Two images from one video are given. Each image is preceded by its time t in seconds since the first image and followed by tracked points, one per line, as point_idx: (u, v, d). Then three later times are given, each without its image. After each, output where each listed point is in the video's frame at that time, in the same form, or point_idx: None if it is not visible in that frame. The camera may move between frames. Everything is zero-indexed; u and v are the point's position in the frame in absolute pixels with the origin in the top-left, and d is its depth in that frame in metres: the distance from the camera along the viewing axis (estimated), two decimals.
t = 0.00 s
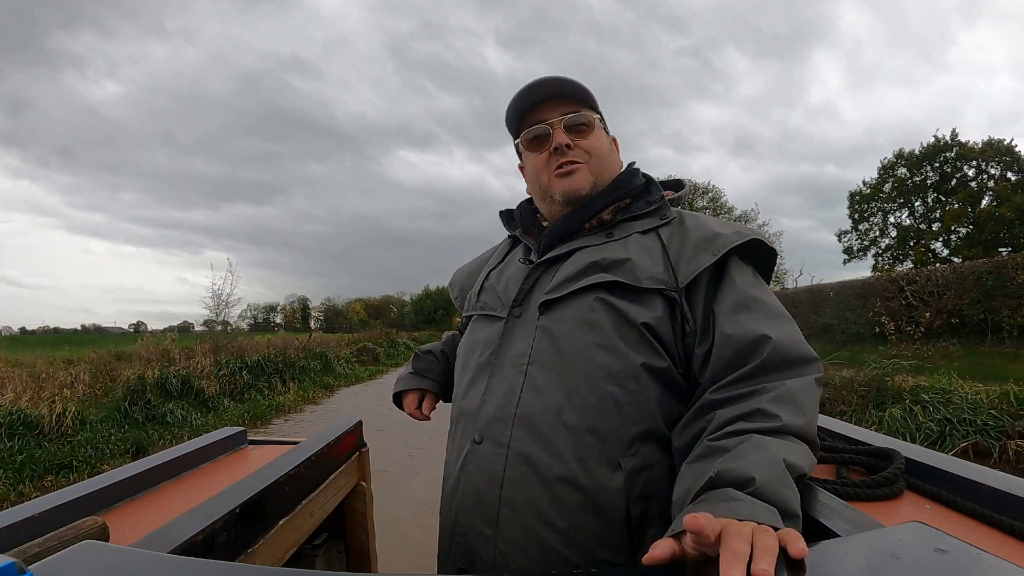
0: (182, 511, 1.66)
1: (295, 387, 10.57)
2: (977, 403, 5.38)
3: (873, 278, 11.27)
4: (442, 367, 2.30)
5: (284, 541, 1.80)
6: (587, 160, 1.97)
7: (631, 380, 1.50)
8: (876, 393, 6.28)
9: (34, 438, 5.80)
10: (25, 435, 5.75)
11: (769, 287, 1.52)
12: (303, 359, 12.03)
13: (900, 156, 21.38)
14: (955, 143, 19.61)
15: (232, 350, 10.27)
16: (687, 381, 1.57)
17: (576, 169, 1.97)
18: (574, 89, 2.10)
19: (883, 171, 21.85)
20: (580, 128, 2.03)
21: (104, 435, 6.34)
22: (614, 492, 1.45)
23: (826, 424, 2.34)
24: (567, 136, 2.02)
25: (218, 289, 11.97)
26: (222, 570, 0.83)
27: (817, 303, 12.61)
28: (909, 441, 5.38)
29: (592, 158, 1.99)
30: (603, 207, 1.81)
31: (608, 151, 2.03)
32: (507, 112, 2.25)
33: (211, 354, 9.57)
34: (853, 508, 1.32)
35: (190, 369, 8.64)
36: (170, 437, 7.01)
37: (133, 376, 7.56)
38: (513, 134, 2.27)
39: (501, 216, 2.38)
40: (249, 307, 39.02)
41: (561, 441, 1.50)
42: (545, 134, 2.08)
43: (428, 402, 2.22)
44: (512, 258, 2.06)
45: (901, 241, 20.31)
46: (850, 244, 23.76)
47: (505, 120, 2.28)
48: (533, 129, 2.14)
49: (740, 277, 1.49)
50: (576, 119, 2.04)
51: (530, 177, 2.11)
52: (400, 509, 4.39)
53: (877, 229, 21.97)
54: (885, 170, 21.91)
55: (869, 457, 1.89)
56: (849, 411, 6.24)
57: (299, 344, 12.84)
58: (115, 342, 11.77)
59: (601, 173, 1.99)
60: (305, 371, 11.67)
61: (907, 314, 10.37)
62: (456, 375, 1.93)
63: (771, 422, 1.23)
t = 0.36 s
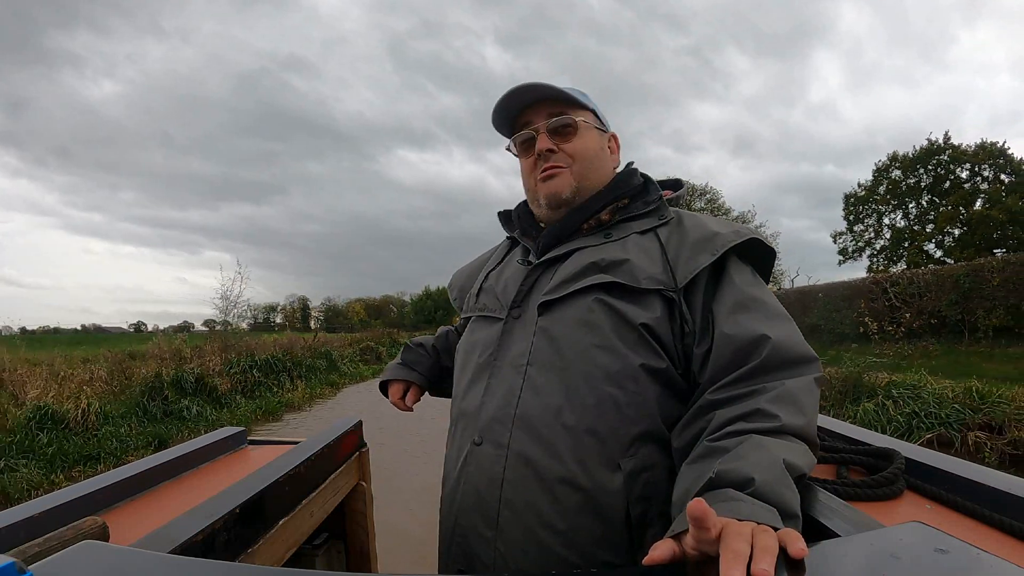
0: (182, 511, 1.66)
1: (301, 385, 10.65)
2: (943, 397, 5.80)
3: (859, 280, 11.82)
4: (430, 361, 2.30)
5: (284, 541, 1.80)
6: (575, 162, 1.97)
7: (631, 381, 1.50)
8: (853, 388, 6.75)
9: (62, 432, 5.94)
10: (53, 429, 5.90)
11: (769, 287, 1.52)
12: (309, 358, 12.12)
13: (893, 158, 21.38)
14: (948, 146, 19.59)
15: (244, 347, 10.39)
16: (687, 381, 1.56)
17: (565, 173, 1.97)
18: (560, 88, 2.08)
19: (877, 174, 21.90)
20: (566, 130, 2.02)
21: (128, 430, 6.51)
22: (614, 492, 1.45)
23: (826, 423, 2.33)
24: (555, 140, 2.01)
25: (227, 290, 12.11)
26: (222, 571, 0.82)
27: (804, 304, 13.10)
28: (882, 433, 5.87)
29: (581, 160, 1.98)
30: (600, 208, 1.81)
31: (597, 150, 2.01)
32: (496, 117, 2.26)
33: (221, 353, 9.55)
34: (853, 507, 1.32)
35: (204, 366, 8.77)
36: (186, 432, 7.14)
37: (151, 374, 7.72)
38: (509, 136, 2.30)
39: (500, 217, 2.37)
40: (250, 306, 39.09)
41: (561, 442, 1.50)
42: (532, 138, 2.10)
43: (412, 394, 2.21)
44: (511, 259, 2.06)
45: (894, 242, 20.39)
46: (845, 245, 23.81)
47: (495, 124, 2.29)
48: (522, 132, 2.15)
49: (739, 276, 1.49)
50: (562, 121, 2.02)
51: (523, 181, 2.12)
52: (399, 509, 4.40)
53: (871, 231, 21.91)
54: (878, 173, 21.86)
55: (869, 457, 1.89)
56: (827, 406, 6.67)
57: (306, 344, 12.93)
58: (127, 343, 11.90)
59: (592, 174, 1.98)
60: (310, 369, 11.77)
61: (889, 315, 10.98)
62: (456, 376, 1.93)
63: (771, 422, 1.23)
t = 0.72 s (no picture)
0: (182, 512, 1.66)
1: (307, 384, 10.73)
2: (915, 393, 6.21)
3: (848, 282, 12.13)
4: (422, 361, 2.30)
5: (284, 542, 1.80)
6: (578, 162, 1.97)
7: (631, 381, 1.50)
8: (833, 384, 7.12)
9: (85, 426, 6.08)
10: (77, 423, 6.05)
11: (768, 287, 1.52)
12: (314, 357, 12.20)
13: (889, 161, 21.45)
14: (942, 148, 19.71)
15: (252, 346, 10.50)
16: (687, 381, 1.57)
17: (567, 172, 1.97)
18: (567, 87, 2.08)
19: (872, 177, 21.96)
20: (570, 129, 2.02)
21: (147, 424, 6.65)
22: (614, 493, 1.45)
23: (826, 423, 2.33)
24: (558, 138, 2.01)
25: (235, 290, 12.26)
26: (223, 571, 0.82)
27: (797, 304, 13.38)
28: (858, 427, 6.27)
29: (584, 160, 1.98)
30: (600, 208, 1.81)
31: (601, 151, 2.01)
32: (501, 113, 2.26)
33: (229, 352, 9.65)
34: (853, 507, 1.32)
35: (215, 365, 8.89)
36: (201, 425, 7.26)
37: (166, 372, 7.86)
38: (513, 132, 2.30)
39: (500, 216, 2.37)
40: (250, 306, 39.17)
41: (562, 442, 1.50)
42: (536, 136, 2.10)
43: (399, 388, 2.20)
44: (511, 259, 2.06)
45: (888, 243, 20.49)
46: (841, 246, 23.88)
47: (499, 121, 2.29)
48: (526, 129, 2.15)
49: (739, 276, 1.49)
50: (567, 119, 2.02)
51: (524, 178, 2.12)
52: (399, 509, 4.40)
53: (866, 233, 21.91)
54: (873, 175, 21.91)
55: (869, 457, 1.89)
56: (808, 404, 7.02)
57: (311, 343, 13.00)
58: (135, 343, 12.02)
59: (594, 174, 1.99)
60: (315, 368, 11.84)
61: (875, 316, 11.31)
62: (456, 376, 1.93)
63: (771, 422, 1.23)
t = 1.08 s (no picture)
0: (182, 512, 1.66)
1: (314, 381, 10.84)
2: (887, 389, 6.74)
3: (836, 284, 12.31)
4: (428, 368, 2.31)
5: (284, 542, 1.80)
6: (584, 161, 1.97)
7: (632, 381, 1.50)
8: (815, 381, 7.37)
9: (107, 420, 6.23)
10: (99, 417, 6.20)
11: (768, 287, 1.52)
12: (319, 356, 12.28)
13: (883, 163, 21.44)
14: (936, 151, 19.72)
15: (261, 344, 10.62)
16: (687, 381, 1.57)
17: (572, 171, 1.97)
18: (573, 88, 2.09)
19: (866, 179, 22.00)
20: (576, 129, 2.02)
21: (165, 419, 6.79)
22: (615, 492, 1.45)
23: (826, 424, 2.33)
24: (565, 137, 2.01)
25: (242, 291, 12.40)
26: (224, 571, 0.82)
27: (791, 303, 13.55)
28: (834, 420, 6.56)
29: (590, 160, 1.99)
30: (602, 208, 1.81)
31: (606, 152, 2.02)
32: (506, 114, 2.26)
33: (239, 350, 9.76)
34: (853, 507, 1.32)
35: (226, 363, 9.04)
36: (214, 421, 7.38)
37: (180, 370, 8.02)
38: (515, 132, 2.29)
39: (500, 216, 2.37)
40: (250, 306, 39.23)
41: (563, 442, 1.50)
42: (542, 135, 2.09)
43: (406, 394, 2.19)
44: (511, 259, 2.06)
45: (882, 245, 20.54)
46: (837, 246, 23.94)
47: (504, 121, 2.29)
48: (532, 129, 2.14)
49: (739, 276, 1.49)
50: (573, 119, 2.03)
51: (528, 178, 2.12)
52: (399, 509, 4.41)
53: (862, 234, 21.95)
54: (869, 177, 21.94)
55: (869, 457, 1.88)
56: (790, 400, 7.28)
57: (315, 342, 13.09)
58: (143, 343, 12.16)
59: (599, 174, 1.99)
60: (321, 365, 11.93)
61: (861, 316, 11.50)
62: (456, 376, 1.93)
63: (771, 422, 1.23)
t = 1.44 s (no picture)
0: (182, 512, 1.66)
1: (321, 378, 10.88)
2: (864, 384, 6.97)
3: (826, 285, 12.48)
4: (439, 377, 2.31)
5: (284, 542, 1.80)
6: (586, 160, 1.97)
7: (633, 381, 1.50)
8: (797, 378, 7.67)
9: (127, 414, 6.29)
10: (120, 411, 6.26)
11: (768, 287, 1.52)
12: (324, 354, 12.31)
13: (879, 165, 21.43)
14: (930, 153, 19.71)
15: (269, 342, 10.67)
16: (687, 381, 1.57)
17: (575, 170, 1.97)
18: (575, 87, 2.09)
19: (863, 180, 22.02)
20: (578, 128, 2.02)
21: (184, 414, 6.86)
22: (616, 492, 1.45)
23: (825, 424, 2.34)
24: (567, 136, 2.01)
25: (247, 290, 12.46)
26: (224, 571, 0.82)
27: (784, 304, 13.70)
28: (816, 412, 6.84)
29: (592, 159, 1.99)
30: (603, 207, 1.81)
31: (608, 151, 2.02)
32: (507, 113, 2.26)
33: (248, 348, 9.82)
34: (853, 507, 1.32)
35: (238, 360, 9.11)
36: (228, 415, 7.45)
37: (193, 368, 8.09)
38: (517, 132, 2.29)
39: (500, 215, 2.37)
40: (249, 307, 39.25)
41: (563, 442, 1.50)
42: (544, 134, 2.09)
43: (423, 406, 2.19)
44: (511, 258, 2.06)
45: (876, 246, 20.60)
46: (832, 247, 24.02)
47: (506, 121, 2.28)
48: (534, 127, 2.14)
49: (739, 276, 1.50)
50: (576, 118, 2.03)
51: (530, 177, 2.12)
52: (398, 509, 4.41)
53: (857, 235, 21.99)
54: (864, 178, 22.04)
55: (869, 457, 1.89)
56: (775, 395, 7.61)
57: (319, 341, 13.13)
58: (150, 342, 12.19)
59: (601, 173, 1.99)
60: (327, 364, 11.97)
61: (847, 317, 11.65)
62: (456, 376, 1.93)
63: (771, 422, 1.23)
